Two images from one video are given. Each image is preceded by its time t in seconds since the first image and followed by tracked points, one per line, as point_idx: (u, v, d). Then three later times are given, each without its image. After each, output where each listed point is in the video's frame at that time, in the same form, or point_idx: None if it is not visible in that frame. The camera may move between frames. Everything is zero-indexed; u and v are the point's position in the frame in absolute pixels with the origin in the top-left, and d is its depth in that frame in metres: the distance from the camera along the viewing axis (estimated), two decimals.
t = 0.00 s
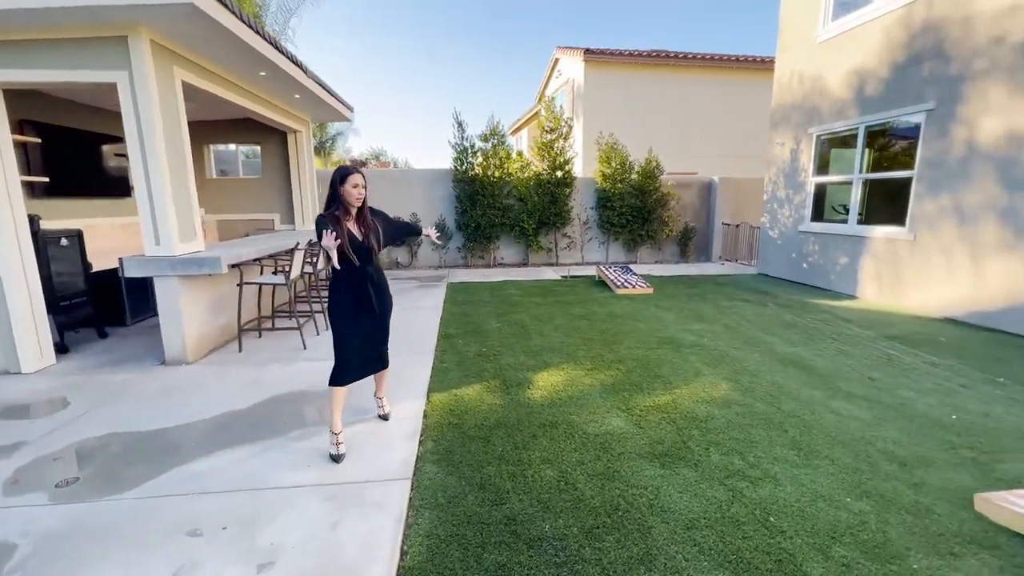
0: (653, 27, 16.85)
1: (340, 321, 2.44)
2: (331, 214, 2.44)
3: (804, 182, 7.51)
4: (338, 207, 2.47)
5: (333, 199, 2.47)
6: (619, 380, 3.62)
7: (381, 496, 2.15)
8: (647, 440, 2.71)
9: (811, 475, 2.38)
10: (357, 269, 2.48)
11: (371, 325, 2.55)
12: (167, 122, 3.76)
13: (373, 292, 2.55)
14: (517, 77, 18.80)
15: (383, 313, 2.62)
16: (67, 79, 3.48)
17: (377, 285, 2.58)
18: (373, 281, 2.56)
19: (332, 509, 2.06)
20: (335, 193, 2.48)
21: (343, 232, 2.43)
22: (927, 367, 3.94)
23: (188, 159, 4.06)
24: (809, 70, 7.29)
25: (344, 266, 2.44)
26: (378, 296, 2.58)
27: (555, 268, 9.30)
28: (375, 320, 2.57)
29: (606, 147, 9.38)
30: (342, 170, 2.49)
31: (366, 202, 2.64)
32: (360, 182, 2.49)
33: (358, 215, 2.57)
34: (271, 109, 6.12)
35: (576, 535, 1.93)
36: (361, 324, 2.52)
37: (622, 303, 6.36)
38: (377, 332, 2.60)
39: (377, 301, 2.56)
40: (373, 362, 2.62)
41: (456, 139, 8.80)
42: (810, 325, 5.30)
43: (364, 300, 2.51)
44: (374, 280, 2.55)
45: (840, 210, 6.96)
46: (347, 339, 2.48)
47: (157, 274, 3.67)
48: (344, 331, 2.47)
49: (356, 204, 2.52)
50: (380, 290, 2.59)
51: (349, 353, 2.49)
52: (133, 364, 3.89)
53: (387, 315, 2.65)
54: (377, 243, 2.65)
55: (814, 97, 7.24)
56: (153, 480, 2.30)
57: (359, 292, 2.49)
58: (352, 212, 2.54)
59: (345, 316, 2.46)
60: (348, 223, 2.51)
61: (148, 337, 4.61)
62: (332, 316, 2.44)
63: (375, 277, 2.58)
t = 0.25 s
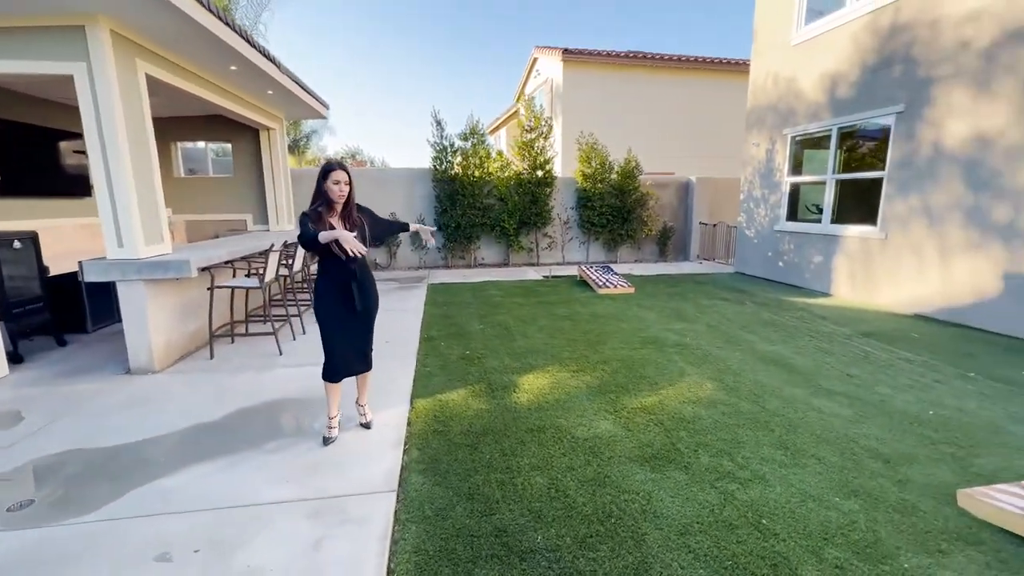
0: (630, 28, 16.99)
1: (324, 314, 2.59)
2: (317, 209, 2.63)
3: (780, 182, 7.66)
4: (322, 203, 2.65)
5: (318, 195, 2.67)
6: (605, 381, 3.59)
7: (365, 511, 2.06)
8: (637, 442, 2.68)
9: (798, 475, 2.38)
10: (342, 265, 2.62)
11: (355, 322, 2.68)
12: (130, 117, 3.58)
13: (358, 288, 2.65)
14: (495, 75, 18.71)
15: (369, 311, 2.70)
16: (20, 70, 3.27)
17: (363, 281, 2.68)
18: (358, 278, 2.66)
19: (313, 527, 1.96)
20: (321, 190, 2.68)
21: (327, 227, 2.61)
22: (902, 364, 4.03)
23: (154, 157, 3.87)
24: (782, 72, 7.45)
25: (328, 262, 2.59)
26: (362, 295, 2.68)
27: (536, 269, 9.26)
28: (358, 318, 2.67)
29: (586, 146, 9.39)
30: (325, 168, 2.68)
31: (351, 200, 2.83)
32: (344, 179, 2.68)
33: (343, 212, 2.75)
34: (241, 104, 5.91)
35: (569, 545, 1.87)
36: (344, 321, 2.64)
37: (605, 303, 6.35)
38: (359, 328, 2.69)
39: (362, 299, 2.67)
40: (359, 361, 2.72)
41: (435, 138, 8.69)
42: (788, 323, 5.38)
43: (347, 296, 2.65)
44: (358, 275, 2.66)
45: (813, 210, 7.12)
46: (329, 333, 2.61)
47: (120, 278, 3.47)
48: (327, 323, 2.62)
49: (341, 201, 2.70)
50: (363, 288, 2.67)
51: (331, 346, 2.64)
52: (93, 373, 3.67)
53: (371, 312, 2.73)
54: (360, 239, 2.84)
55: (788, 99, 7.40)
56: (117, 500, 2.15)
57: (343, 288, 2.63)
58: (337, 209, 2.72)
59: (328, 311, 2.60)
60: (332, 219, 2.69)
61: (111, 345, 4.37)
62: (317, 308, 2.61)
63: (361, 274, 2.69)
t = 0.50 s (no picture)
0: (608, 28, 17.09)
1: (305, 315, 2.66)
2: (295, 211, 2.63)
3: (757, 182, 7.79)
4: (302, 205, 2.66)
5: (298, 197, 2.68)
6: (593, 383, 3.57)
7: (351, 525, 1.98)
8: (627, 445, 2.66)
9: (788, 476, 2.39)
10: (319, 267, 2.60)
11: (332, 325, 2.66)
12: (93, 113, 3.39)
13: (337, 291, 2.62)
14: (475, 73, 18.59)
15: (348, 314, 2.68)
16: None
17: (341, 284, 2.64)
18: (336, 280, 2.63)
19: (296, 544, 1.87)
20: (302, 192, 2.69)
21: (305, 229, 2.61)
22: (880, 360, 4.12)
23: (120, 155, 3.68)
24: (759, 75, 7.58)
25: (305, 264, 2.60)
26: (338, 298, 2.63)
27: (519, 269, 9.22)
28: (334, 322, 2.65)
29: (568, 146, 9.40)
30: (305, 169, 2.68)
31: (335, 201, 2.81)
32: (322, 180, 2.65)
33: (324, 213, 2.74)
34: (212, 100, 5.69)
35: (564, 555, 1.83)
36: (321, 323, 2.66)
37: (588, 303, 6.34)
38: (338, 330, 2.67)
39: (337, 303, 2.63)
40: (338, 363, 2.72)
41: (415, 137, 8.57)
42: (768, 321, 5.46)
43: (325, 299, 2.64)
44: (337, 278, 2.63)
45: (790, 210, 7.25)
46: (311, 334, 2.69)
47: (83, 283, 3.29)
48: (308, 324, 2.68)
49: (320, 201, 2.69)
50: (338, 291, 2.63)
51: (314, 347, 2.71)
52: (55, 384, 3.47)
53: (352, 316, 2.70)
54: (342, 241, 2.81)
55: (764, 101, 7.53)
56: (82, 522, 2.01)
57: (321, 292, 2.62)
58: (318, 210, 2.72)
59: (308, 312, 2.66)
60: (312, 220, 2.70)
61: (74, 354, 4.14)
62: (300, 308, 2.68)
63: (339, 276, 2.64)
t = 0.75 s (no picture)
0: (590, 26, 17.12)
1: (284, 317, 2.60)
2: (273, 213, 2.52)
3: (738, 182, 7.88)
4: (278, 206, 2.56)
5: (275, 198, 2.56)
6: (582, 385, 3.53)
7: (338, 540, 1.90)
8: (620, 448, 2.63)
9: (780, 476, 2.39)
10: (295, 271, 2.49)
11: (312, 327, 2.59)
12: (55, 108, 3.21)
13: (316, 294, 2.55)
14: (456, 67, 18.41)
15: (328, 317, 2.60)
16: None
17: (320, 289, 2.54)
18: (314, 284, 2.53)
19: (280, 563, 1.78)
20: (279, 193, 2.57)
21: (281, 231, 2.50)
22: (861, 357, 4.18)
23: (85, 153, 3.50)
24: (739, 76, 7.68)
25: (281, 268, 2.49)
26: (319, 301, 2.56)
27: (504, 269, 9.16)
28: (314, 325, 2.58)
29: (551, 146, 9.38)
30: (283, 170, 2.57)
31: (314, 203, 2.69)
32: (300, 181, 2.55)
33: (302, 215, 2.62)
34: (184, 96, 5.48)
35: (563, 565, 1.78)
36: (302, 325, 2.59)
37: (574, 303, 6.33)
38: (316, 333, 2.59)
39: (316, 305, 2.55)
40: (315, 366, 2.63)
41: (397, 136, 8.44)
42: (752, 319, 5.52)
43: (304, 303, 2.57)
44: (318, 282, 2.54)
45: (769, 209, 7.37)
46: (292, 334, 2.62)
47: (46, 289, 3.11)
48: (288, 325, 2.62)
49: (297, 203, 2.58)
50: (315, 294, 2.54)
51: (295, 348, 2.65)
52: (16, 396, 3.27)
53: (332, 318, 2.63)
54: (320, 244, 2.68)
55: (745, 102, 7.63)
56: (47, 545, 1.88)
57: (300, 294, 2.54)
58: (295, 214, 2.60)
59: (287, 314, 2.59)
60: (289, 223, 2.58)
61: (38, 363, 3.92)
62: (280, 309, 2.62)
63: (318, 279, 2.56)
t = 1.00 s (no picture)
0: (573, 25, 17.17)
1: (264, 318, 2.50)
2: (256, 214, 2.45)
3: (722, 182, 7.96)
4: (261, 207, 2.49)
5: (258, 199, 2.49)
6: (575, 387, 3.49)
7: (331, 556, 1.81)
8: (617, 451, 2.60)
9: (778, 476, 2.39)
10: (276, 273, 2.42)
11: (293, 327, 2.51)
12: (20, 102, 3.04)
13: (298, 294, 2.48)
14: (439, 64, 18.26)
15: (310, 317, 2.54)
16: None
17: (303, 288, 2.49)
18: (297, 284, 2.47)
19: None
20: (261, 193, 2.49)
21: (262, 232, 2.42)
22: (847, 355, 4.24)
23: (53, 150, 3.32)
24: (723, 77, 7.76)
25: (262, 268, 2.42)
26: (301, 299, 2.49)
27: (491, 269, 9.09)
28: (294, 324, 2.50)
29: (537, 146, 9.35)
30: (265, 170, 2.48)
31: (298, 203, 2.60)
32: (282, 181, 2.45)
33: (285, 216, 2.53)
34: (159, 91, 5.28)
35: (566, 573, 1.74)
36: (282, 324, 2.50)
37: (563, 303, 6.30)
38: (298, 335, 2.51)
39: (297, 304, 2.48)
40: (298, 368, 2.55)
41: (381, 135, 8.32)
42: (738, 317, 5.57)
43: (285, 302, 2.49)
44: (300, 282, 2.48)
45: (753, 208, 7.45)
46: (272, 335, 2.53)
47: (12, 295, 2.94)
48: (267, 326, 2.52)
49: (280, 204, 2.49)
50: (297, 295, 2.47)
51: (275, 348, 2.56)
52: None
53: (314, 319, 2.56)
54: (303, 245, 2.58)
55: (728, 102, 7.71)
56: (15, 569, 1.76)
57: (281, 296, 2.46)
58: (279, 214, 2.53)
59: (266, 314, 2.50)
60: (273, 224, 2.51)
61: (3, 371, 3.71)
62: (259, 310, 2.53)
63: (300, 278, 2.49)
